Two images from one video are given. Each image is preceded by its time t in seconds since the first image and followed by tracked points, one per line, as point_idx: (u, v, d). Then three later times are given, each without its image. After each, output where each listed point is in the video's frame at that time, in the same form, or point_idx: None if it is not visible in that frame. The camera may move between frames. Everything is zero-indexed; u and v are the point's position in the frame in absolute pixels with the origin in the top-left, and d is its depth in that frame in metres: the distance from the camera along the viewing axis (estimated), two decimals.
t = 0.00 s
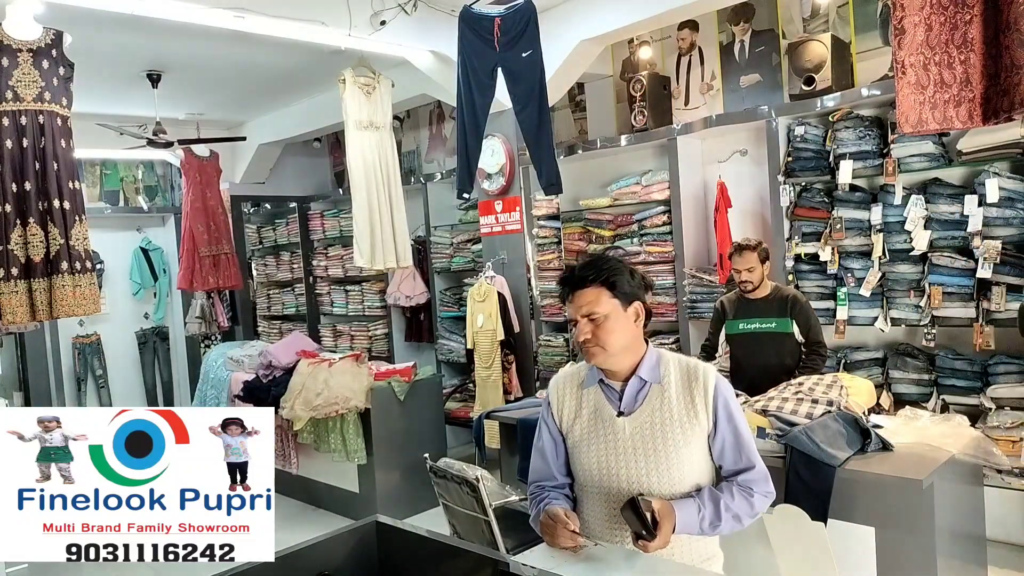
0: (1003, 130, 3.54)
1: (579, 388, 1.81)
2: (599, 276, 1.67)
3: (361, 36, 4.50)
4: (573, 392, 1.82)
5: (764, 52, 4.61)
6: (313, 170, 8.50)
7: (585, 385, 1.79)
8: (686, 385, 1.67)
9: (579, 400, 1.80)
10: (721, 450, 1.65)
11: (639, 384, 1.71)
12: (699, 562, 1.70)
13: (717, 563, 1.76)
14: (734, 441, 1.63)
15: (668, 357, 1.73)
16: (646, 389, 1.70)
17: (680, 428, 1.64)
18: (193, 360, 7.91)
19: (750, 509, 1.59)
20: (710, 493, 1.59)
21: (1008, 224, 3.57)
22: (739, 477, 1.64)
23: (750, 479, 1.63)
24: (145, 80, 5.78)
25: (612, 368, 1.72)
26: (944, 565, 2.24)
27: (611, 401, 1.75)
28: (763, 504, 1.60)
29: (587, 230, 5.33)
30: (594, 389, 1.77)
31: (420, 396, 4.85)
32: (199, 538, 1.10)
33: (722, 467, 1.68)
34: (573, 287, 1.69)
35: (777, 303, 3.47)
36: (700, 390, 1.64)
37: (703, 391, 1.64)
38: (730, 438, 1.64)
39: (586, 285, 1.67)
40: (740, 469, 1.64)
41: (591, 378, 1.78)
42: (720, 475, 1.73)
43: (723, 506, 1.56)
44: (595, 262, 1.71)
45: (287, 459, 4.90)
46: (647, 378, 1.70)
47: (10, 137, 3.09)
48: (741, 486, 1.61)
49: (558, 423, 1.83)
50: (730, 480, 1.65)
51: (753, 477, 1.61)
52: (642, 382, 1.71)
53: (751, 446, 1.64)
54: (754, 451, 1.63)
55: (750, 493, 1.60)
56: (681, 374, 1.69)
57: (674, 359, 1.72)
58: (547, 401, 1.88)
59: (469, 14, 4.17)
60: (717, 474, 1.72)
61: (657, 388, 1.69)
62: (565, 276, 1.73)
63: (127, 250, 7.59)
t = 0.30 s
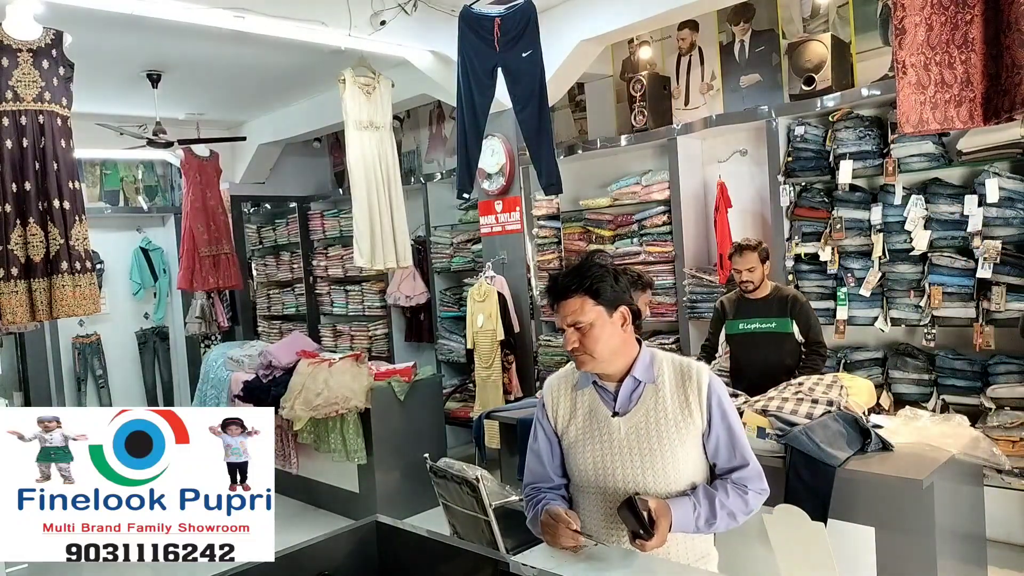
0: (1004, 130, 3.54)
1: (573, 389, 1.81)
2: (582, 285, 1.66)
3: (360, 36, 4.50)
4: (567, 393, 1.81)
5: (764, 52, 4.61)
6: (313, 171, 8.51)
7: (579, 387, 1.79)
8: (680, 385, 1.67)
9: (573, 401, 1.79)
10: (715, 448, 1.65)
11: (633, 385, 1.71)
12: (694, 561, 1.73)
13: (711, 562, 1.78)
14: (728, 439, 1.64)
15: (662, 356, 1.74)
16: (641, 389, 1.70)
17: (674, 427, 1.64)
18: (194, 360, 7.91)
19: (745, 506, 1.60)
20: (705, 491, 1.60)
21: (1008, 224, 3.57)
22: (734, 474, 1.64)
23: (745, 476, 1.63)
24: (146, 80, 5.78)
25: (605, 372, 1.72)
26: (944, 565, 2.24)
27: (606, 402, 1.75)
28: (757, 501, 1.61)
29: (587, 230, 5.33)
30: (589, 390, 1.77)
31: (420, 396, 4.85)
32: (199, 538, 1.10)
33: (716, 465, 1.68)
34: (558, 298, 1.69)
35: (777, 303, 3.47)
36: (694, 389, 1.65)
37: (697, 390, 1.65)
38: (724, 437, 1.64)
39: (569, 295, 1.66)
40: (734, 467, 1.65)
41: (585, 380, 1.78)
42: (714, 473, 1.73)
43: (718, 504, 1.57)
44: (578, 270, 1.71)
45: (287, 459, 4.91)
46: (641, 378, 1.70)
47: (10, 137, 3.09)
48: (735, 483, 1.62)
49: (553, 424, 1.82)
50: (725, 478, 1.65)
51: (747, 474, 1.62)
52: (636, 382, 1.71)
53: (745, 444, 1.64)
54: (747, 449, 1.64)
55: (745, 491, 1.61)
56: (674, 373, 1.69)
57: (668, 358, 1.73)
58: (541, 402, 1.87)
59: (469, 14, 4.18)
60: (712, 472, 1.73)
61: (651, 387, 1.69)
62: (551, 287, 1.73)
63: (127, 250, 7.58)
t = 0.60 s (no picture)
0: (1004, 130, 3.54)
1: (570, 390, 1.81)
2: (580, 287, 1.66)
3: (360, 36, 4.50)
4: (564, 394, 1.82)
5: (764, 52, 4.61)
6: (313, 171, 8.50)
7: (576, 387, 1.79)
8: (677, 385, 1.68)
9: (570, 401, 1.80)
10: (712, 448, 1.66)
11: (631, 384, 1.71)
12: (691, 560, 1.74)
13: (707, 562, 1.80)
14: (725, 438, 1.65)
15: (659, 357, 1.75)
16: (638, 389, 1.71)
17: (673, 426, 1.65)
18: (194, 360, 7.91)
19: (742, 505, 1.60)
20: (703, 489, 1.60)
21: (1008, 224, 3.57)
22: (730, 473, 1.65)
23: (742, 476, 1.63)
24: (146, 80, 5.78)
25: (603, 373, 1.72)
26: (944, 565, 2.24)
27: (604, 402, 1.75)
28: (754, 499, 1.61)
29: (587, 230, 5.33)
30: (586, 391, 1.77)
31: (420, 396, 4.85)
32: (199, 538, 1.10)
33: (712, 465, 1.69)
34: (556, 300, 1.68)
35: (777, 303, 3.48)
36: (691, 389, 1.65)
37: (695, 389, 1.66)
38: (720, 436, 1.65)
39: (567, 297, 1.66)
40: (731, 466, 1.65)
41: (582, 381, 1.78)
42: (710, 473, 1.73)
43: (716, 502, 1.57)
44: (574, 272, 1.70)
45: (287, 459, 4.91)
46: (639, 378, 1.71)
47: (10, 137, 3.09)
48: (732, 482, 1.62)
49: (550, 424, 1.82)
50: (721, 477, 1.66)
51: (743, 473, 1.62)
52: (634, 382, 1.72)
53: (741, 444, 1.65)
54: (744, 448, 1.64)
55: (742, 490, 1.61)
56: (671, 374, 1.70)
57: (664, 359, 1.74)
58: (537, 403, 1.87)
59: (469, 14, 4.18)
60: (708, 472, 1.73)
61: (649, 387, 1.70)
62: (548, 288, 1.73)
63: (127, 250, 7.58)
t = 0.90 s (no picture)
0: (1003, 130, 3.54)
1: (569, 389, 1.81)
2: (582, 287, 1.65)
3: (360, 36, 4.50)
4: (564, 394, 1.82)
5: (764, 52, 4.61)
6: (313, 170, 8.50)
7: (576, 387, 1.79)
8: (678, 385, 1.69)
9: (570, 401, 1.80)
10: (711, 447, 1.67)
11: (632, 384, 1.71)
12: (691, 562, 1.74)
13: (706, 562, 1.81)
14: (725, 438, 1.66)
15: (658, 357, 1.75)
16: (638, 389, 1.71)
17: (673, 425, 1.65)
18: (194, 360, 7.91)
19: (741, 505, 1.61)
20: (702, 489, 1.61)
21: (1008, 224, 3.57)
22: (729, 473, 1.66)
23: (741, 476, 1.64)
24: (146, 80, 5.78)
25: (604, 372, 1.72)
26: (945, 565, 2.24)
27: (604, 402, 1.75)
28: (753, 499, 1.63)
29: (587, 230, 5.34)
30: (587, 390, 1.77)
31: (420, 396, 4.85)
32: (199, 538, 1.10)
33: (711, 465, 1.70)
34: (557, 300, 1.68)
35: (777, 303, 3.48)
36: (692, 389, 1.66)
37: (695, 389, 1.67)
38: (720, 436, 1.66)
39: (569, 297, 1.65)
40: (730, 466, 1.67)
41: (583, 380, 1.78)
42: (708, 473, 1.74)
43: (716, 502, 1.58)
44: (576, 272, 1.70)
45: (287, 459, 4.91)
46: (640, 377, 1.71)
47: (10, 137, 3.09)
48: (731, 482, 1.63)
49: (549, 423, 1.82)
50: (720, 477, 1.66)
51: (742, 473, 1.63)
52: (634, 381, 1.72)
53: (740, 444, 1.67)
54: (743, 448, 1.66)
55: (740, 489, 1.62)
56: (672, 374, 1.71)
57: (665, 360, 1.74)
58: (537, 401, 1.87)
59: (469, 14, 4.18)
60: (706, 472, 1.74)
61: (649, 387, 1.70)
62: (549, 288, 1.72)
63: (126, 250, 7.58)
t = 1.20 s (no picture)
0: (1003, 130, 3.54)
1: (566, 390, 1.81)
2: (567, 292, 1.66)
3: (360, 36, 4.50)
4: (561, 394, 1.82)
5: (764, 52, 4.61)
6: (313, 170, 8.51)
7: (572, 387, 1.79)
8: (674, 383, 1.69)
9: (567, 401, 1.80)
10: (708, 446, 1.67)
11: (627, 384, 1.72)
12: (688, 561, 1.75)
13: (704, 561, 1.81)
14: (721, 435, 1.66)
15: (654, 356, 1.75)
16: (635, 388, 1.71)
17: (669, 424, 1.65)
18: (194, 360, 7.91)
19: (738, 503, 1.61)
20: (699, 488, 1.61)
21: (1008, 224, 3.57)
22: (726, 471, 1.66)
23: (738, 474, 1.65)
24: (146, 81, 5.78)
25: (597, 372, 1.73)
26: (944, 565, 2.24)
27: (601, 401, 1.75)
28: (750, 497, 1.63)
29: (587, 230, 5.39)
30: (583, 391, 1.77)
31: (419, 396, 4.85)
32: (199, 538, 1.10)
33: (708, 463, 1.70)
34: (545, 305, 1.69)
35: (777, 304, 3.48)
36: (687, 387, 1.67)
37: (691, 387, 1.67)
38: (716, 434, 1.66)
39: (555, 302, 1.66)
40: (727, 464, 1.67)
41: (579, 380, 1.78)
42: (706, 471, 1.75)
43: (713, 500, 1.58)
44: (564, 277, 1.71)
45: (287, 459, 4.91)
46: (635, 377, 1.71)
47: (10, 137, 3.09)
48: (727, 480, 1.64)
49: (547, 424, 1.82)
50: (717, 475, 1.67)
51: (740, 471, 1.64)
52: (630, 380, 1.72)
53: (736, 442, 1.67)
54: (740, 446, 1.66)
55: (737, 487, 1.63)
56: (668, 372, 1.71)
57: (660, 358, 1.75)
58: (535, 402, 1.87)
59: (469, 14, 4.18)
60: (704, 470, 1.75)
61: (645, 386, 1.70)
62: (540, 291, 1.73)
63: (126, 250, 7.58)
